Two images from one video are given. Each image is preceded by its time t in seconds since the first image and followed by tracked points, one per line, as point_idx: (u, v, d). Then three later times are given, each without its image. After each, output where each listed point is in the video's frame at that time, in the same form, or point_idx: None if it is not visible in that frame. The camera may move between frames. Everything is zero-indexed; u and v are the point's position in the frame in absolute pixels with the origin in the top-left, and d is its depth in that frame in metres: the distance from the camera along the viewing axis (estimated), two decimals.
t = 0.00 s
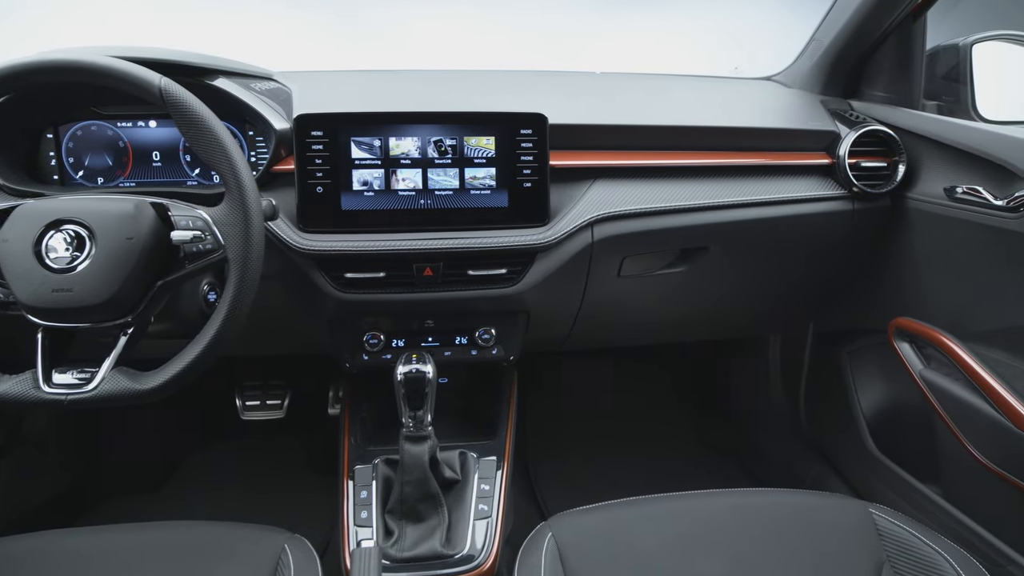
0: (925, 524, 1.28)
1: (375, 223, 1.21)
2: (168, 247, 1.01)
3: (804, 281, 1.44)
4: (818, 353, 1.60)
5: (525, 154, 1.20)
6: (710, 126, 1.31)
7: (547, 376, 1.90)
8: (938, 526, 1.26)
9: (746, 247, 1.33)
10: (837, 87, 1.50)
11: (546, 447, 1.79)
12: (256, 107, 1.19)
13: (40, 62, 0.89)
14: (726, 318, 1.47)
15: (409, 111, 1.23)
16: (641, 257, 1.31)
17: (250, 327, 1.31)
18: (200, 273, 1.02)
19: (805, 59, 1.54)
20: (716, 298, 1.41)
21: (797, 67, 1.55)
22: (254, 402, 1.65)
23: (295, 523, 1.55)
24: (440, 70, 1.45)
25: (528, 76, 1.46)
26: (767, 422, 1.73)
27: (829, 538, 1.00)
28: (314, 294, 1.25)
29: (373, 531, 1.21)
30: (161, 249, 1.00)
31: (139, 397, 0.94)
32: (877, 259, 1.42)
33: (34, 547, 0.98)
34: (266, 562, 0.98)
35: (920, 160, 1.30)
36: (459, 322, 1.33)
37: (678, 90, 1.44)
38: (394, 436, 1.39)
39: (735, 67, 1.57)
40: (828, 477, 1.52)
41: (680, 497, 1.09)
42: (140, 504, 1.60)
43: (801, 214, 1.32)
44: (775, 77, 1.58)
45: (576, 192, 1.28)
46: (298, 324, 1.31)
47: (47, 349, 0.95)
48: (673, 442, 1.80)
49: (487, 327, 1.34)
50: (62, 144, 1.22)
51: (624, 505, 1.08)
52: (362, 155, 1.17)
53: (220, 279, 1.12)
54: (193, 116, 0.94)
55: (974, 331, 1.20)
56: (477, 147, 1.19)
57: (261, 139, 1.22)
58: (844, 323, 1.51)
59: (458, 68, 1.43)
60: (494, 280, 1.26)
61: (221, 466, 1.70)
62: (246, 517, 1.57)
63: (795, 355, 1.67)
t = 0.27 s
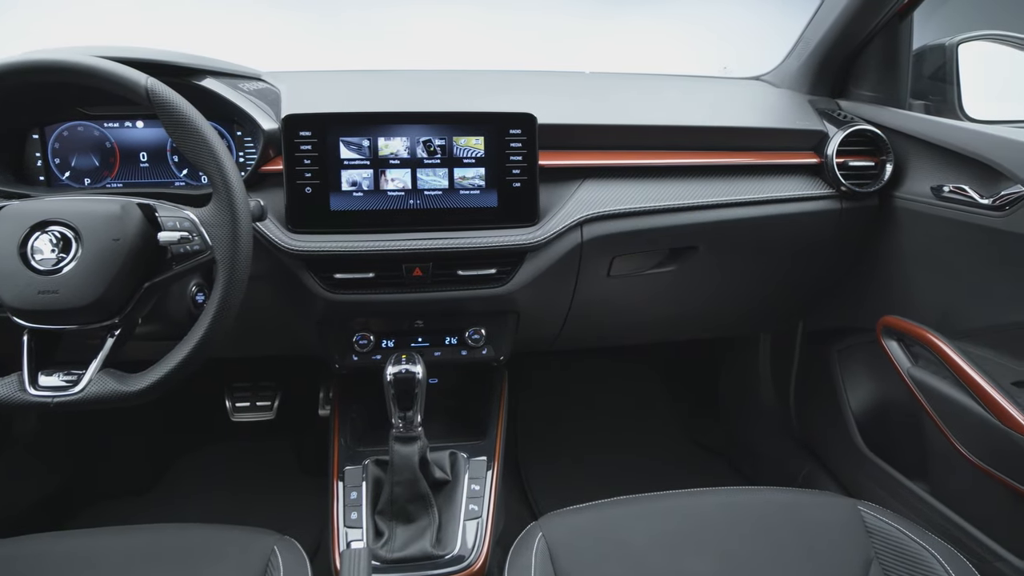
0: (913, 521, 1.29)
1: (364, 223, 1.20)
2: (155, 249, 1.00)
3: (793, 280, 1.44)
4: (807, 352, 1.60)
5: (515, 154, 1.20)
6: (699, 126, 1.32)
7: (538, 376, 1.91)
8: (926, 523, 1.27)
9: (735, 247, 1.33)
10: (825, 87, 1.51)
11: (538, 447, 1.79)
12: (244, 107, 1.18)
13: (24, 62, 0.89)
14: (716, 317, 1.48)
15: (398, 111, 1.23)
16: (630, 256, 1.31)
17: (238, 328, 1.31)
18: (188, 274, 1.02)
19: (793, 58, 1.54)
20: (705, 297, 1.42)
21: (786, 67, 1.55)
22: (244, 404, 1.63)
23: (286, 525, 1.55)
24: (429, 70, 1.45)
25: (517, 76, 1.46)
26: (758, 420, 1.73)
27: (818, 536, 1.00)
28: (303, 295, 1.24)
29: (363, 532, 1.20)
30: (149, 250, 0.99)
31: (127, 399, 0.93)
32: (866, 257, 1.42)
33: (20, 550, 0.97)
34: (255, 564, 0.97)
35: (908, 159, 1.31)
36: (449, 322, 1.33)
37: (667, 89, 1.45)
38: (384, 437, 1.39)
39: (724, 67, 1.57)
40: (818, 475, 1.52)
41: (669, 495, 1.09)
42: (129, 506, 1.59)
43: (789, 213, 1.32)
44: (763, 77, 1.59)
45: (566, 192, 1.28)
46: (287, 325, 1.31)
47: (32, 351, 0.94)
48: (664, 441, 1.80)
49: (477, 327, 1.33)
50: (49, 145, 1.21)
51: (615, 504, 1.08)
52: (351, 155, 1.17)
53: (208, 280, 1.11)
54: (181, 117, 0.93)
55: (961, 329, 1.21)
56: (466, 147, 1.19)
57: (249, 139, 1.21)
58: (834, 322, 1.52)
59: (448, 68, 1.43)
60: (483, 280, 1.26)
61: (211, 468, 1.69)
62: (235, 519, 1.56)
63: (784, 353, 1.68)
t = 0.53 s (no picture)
0: (904, 519, 1.30)
1: (355, 224, 1.20)
2: (144, 250, 1.00)
3: (784, 279, 1.45)
4: (798, 350, 1.61)
5: (506, 154, 1.20)
6: (690, 125, 1.32)
7: (530, 375, 1.91)
8: (916, 520, 1.28)
9: (726, 246, 1.34)
10: (815, 86, 1.52)
11: (530, 446, 1.79)
12: (233, 107, 1.18)
13: (11, 62, 0.88)
14: (707, 316, 1.48)
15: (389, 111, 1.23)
16: (621, 256, 1.31)
17: (229, 329, 1.30)
18: (178, 275, 1.01)
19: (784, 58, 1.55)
20: (697, 297, 1.42)
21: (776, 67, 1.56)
22: (235, 406, 1.61)
23: (277, 526, 1.54)
24: (420, 70, 1.45)
25: (508, 75, 1.46)
26: (749, 419, 1.74)
27: (809, 534, 1.01)
28: (293, 296, 1.24)
29: (355, 533, 1.20)
30: (138, 251, 0.99)
31: (116, 401, 0.92)
32: (856, 257, 1.43)
33: (9, 553, 0.97)
34: (246, 566, 0.97)
35: (897, 158, 1.31)
36: (441, 323, 1.33)
37: (658, 89, 1.45)
38: (376, 437, 1.39)
39: (715, 67, 1.58)
40: (809, 473, 1.53)
41: (661, 494, 1.09)
42: (120, 509, 1.58)
43: (780, 213, 1.33)
44: (754, 76, 1.59)
45: (557, 192, 1.28)
46: (278, 326, 1.30)
47: (21, 353, 0.94)
48: (656, 440, 1.81)
49: (469, 327, 1.33)
50: (37, 146, 1.21)
51: (607, 504, 1.08)
52: (341, 155, 1.17)
53: (198, 281, 1.11)
54: (170, 118, 0.93)
55: (949, 327, 1.21)
56: (457, 147, 1.19)
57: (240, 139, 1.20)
58: (825, 320, 1.52)
59: (440, 68, 1.43)
60: (475, 280, 1.26)
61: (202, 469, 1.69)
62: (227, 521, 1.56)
63: (775, 352, 1.68)
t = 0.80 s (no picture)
0: (893, 516, 1.30)
1: (344, 224, 1.20)
2: (132, 251, 0.99)
3: (774, 278, 1.45)
4: (788, 349, 1.62)
5: (495, 154, 1.20)
6: (680, 125, 1.32)
7: (522, 375, 1.91)
8: (905, 518, 1.28)
9: (715, 246, 1.34)
10: (804, 86, 1.52)
11: (522, 446, 1.79)
12: (222, 108, 1.17)
13: None
14: (697, 315, 1.48)
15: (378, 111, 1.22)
16: (612, 256, 1.32)
17: (218, 330, 1.30)
18: (166, 276, 1.00)
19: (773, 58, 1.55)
20: (687, 296, 1.42)
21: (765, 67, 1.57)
22: (225, 407, 1.64)
23: (268, 528, 1.54)
24: (410, 70, 1.44)
25: (499, 75, 1.46)
26: (740, 418, 1.74)
27: (799, 532, 1.01)
28: (282, 296, 1.24)
29: (346, 534, 1.20)
30: (125, 252, 0.98)
31: (104, 404, 0.92)
32: (845, 256, 1.44)
33: None
34: (236, 568, 0.97)
35: (886, 158, 1.32)
36: (431, 323, 1.33)
37: (649, 89, 1.45)
38: (366, 438, 1.38)
39: (705, 66, 1.58)
40: (799, 471, 1.54)
41: (652, 493, 1.09)
42: (109, 512, 1.58)
43: (769, 212, 1.33)
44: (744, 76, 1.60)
45: (547, 192, 1.28)
46: (268, 327, 1.30)
47: (6, 356, 0.93)
48: (647, 439, 1.81)
49: (459, 327, 1.33)
50: (23, 146, 1.20)
51: (598, 503, 1.08)
52: (330, 156, 1.16)
53: (187, 282, 1.10)
54: (157, 119, 0.92)
55: (938, 325, 1.22)
56: (447, 147, 1.19)
57: (229, 139, 1.20)
58: (814, 319, 1.53)
59: (430, 68, 1.43)
60: (465, 280, 1.26)
61: (192, 471, 1.68)
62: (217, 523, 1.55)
63: (766, 351, 1.69)
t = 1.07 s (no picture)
0: (882, 513, 1.31)
1: (334, 224, 1.20)
2: (120, 252, 0.98)
3: (764, 277, 1.46)
4: (779, 348, 1.62)
5: (485, 154, 1.20)
6: (670, 125, 1.32)
7: (514, 375, 1.91)
8: (894, 515, 1.29)
9: (705, 245, 1.35)
10: (793, 86, 1.53)
11: (513, 446, 1.79)
12: (211, 108, 1.17)
13: None
14: (688, 315, 1.49)
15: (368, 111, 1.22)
16: (602, 255, 1.32)
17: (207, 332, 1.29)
18: (154, 278, 1.00)
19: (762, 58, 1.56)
20: (677, 296, 1.43)
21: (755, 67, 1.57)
22: (216, 408, 1.64)
23: (258, 530, 1.53)
24: (401, 70, 1.44)
25: (489, 75, 1.46)
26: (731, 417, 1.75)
27: (789, 531, 1.01)
28: (272, 297, 1.23)
29: (336, 535, 1.20)
30: (113, 253, 0.98)
31: (91, 406, 0.91)
32: (835, 254, 1.44)
33: None
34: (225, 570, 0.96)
35: (874, 157, 1.33)
36: (421, 323, 1.32)
37: (639, 89, 1.45)
38: (357, 439, 1.38)
39: (695, 66, 1.59)
40: (789, 470, 1.54)
41: (643, 492, 1.09)
42: (99, 514, 1.57)
43: (759, 211, 1.34)
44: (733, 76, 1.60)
45: (537, 192, 1.28)
46: (258, 328, 1.30)
47: None
48: (639, 438, 1.81)
49: (450, 328, 1.33)
50: (10, 147, 1.19)
51: (589, 503, 1.08)
52: (320, 156, 1.16)
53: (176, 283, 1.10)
54: (146, 119, 0.92)
55: (926, 324, 1.23)
56: (437, 147, 1.19)
57: (218, 139, 1.19)
58: (804, 318, 1.54)
59: (420, 68, 1.43)
60: (455, 280, 1.26)
61: (182, 473, 1.68)
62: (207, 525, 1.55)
63: (757, 350, 1.69)
